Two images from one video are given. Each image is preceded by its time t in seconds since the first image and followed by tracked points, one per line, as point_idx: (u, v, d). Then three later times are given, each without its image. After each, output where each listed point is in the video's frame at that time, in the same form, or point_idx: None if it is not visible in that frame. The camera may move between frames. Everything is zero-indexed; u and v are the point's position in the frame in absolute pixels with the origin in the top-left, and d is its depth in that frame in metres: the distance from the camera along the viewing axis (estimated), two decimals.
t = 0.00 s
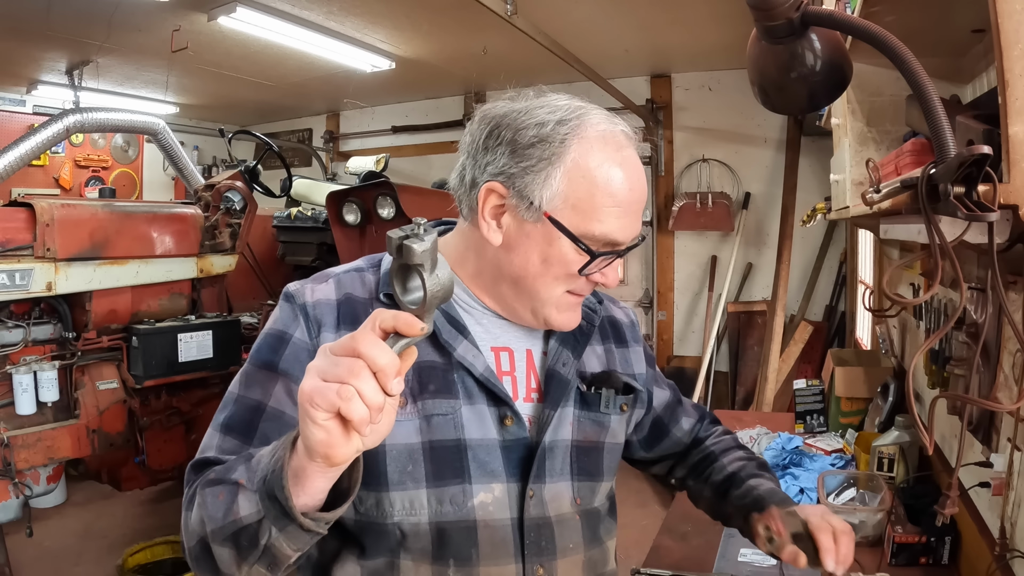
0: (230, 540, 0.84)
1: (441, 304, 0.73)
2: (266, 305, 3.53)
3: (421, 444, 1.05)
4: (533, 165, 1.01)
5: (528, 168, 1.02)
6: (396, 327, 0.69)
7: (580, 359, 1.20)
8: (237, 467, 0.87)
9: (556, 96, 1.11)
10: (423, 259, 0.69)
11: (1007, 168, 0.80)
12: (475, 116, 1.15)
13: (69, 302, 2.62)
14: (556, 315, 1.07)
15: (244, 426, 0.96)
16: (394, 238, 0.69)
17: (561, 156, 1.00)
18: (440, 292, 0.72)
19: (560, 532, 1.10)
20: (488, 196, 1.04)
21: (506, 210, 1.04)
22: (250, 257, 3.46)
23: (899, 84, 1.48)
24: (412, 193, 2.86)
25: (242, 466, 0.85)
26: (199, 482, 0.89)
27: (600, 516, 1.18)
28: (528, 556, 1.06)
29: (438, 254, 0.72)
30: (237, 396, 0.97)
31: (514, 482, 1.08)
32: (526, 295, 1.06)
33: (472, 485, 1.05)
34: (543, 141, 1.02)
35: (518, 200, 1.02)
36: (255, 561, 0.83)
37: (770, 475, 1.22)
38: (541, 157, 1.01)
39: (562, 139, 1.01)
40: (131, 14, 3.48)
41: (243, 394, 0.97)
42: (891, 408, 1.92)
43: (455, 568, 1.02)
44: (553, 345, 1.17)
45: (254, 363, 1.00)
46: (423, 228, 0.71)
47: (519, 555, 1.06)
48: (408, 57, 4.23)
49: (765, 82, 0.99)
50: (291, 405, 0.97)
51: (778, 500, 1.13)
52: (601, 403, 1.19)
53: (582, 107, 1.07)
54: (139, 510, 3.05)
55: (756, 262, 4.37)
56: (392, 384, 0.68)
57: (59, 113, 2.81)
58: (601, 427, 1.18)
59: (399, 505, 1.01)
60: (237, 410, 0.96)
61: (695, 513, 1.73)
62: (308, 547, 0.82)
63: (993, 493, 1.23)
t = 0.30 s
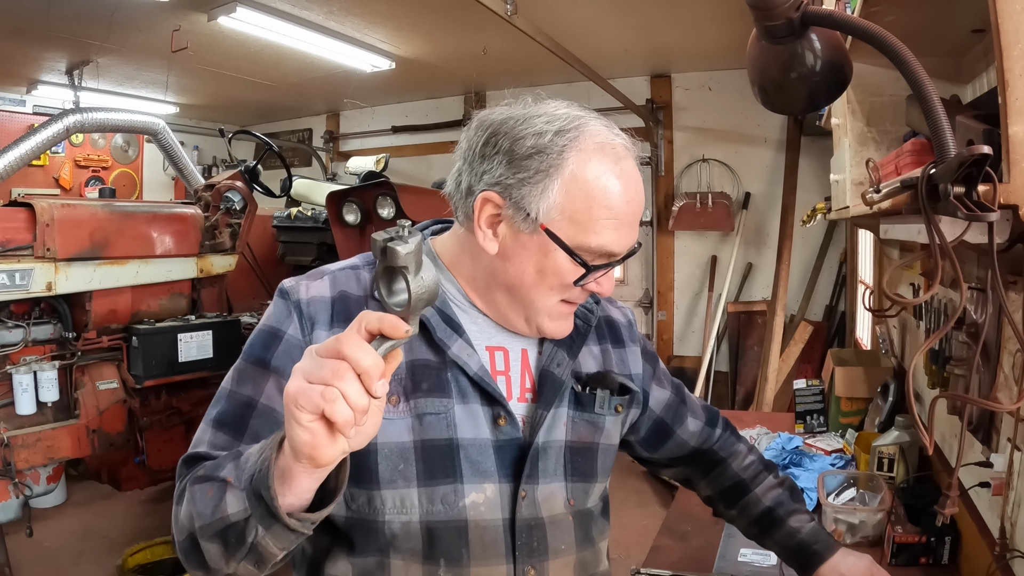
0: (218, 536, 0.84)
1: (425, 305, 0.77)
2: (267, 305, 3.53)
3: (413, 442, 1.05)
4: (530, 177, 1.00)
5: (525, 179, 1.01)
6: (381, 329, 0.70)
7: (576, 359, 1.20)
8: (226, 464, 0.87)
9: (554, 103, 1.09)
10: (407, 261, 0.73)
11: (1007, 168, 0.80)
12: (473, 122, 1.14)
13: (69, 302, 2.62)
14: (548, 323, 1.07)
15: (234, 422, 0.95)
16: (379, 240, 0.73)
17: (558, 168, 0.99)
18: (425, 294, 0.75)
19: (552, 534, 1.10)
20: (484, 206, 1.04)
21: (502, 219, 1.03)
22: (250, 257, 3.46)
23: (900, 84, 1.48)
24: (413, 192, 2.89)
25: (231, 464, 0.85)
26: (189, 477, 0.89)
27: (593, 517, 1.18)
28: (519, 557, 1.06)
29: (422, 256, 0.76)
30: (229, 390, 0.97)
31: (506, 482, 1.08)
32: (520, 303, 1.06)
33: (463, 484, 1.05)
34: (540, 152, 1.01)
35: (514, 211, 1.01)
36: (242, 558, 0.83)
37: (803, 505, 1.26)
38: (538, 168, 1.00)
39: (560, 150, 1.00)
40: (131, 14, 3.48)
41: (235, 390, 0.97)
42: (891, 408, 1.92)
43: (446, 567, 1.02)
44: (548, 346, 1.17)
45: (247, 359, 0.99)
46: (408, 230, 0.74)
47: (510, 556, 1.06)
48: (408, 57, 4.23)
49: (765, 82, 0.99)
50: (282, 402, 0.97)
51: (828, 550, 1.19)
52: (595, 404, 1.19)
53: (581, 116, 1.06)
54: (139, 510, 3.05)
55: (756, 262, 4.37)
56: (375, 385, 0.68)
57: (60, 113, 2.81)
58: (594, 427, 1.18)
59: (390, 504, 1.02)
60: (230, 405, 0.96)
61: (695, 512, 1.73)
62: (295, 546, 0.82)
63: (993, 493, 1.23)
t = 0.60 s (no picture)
0: (209, 546, 0.84)
1: (417, 324, 0.73)
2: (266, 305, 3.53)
3: (405, 447, 1.05)
4: (518, 175, 1.00)
5: (513, 178, 1.00)
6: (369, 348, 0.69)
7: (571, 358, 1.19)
8: (215, 475, 0.87)
9: (544, 101, 1.09)
10: (400, 280, 0.70)
11: (1007, 168, 0.80)
12: (463, 120, 1.13)
13: (69, 302, 2.62)
14: (538, 326, 1.06)
15: (225, 428, 0.95)
16: (372, 257, 0.70)
17: (546, 165, 0.99)
18: (417, 312, 0.72)
19: (548, 536, 1.09)
20: (472, 205, 1.03)
21: (490, 218, 1.03)
22: (250, 257, 3.46)
23: (900, 84, 1.48)
24: (412, 192, 2.90)
25: (221, 475, 0.85)
26: (180, 485, 0.90)
27: (591, 518, 1.18)
28: (514, 560, 1.06)
29: (416, 274, 0.73)
30: (220, 398, 0.97)
31: (501, 485, 1.08)
32: (511, 303, 1.06)
33: (458, 488, 1.04)
34: (528, 149, 1.00)
35: (501, 209, 1.00)
36: (233, 568, 0.83)
37: (756, 490, 1.27)
38: (525, 167, 1.00)
39: (548, 148, 0.99)
40: (131, 14, 3.48)
41: (226, 396, 0.97)
42: (891, 408, 1.92)
43: (441, 570, 1.02)
44: (542, 347, 1.16)
45: (238, 366, 0.99)
46: (402, 248, 0.72)
47: (505, 558, 1.06)
48: (408, 57, 4.23)
49: (765, 82, 0.99)
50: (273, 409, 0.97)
51: (772, 528, 1.18)
52: (592, 401, 1.18)
53: (570, 114, 1.05)
54: (139, 510, 3.05)
55: (756, 262, 4.37)
56: (362, 404, 0.68)
57: (60, 113, 2.81)
58: (592, 425, 1.18)
59: (384, 509, 1.01)
60: (220, 412, 0.95)
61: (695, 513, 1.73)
62: (285, 558, 0.82)
63: (993, 493, 1.23)
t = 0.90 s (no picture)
0: (200, 557, 0.84)
1: (409, 338, 0.74)
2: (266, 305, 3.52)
3: (401, 453, 1.03)
4: (491, 154, 0.99)
5: (486, 156, 0.99)
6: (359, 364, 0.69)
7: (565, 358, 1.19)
8: (206, 486, 0.87)
9: (543, 95, 1.08)
10: (391, 295, 0.70)
11: (1007, 168, 0.80)
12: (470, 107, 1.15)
13: (69, 302, 2.62)
14: (492, 322, 1.01)
15: (216, 436, 0.94)
16: (362, 273, 0.71)
17: (516, 147, 0.97)
18: (409, 328, 0.73)
19: (547, 538, 1.09)
20: (449, 180, 1.04)
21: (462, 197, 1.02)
22: (250, 257, 3.46)
23: (900, 84, 1.49)
24: (412, 192, 2.92)
25: (211, 487, 0.85)
26: (172, 494, 0.89)
27: (589, 518, 1.18)
28: (515, 562, 1.06)
29: (407, 290, 0.73)
30: (209, 406, 0.96)
31: (499, 488, 1.07)
32: (469, 291, 1.02)
33: (455, 492, 1.04)
34: (507, 131, 1.00)
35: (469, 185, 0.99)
36: None
37: (724, 518, 1.28)
38: (499, 147, 0.99)
39: (525, 130, 0.98)
40: (131, 14, 3.48)
41: (216, 403, 0.96)
42: (891, 408, 1.92)
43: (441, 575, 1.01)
44: (537, 346, 1.16)
45: (227, 373, 0.98)
46: (393, 262, 0.72)
47: (505, 561, 1.05)
48: (408, 57, 4.23)
49: (765, 82, 0.99)
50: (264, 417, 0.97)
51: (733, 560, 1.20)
52: (588, 400, 1.18)
53: (561, 107, 1.04)
54: (139, 510, 3.05)
55: (756, 262, 4.37)
56: (351, 420, 0.68)
57: (60, 113, 2.81)
58: (589, 424, 1.18)
59: (382, 515, 1.00)
60: (210, 420, 0.95)
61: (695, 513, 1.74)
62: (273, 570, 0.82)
63: (993, 493, 1.23)
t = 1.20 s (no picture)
0: (197, 564, 0.85)
1: (405, 348, 0.72)
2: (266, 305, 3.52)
3: (395, 452, 1.03)
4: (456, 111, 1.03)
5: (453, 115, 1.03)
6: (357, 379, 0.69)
7: (561, 357, 1.19)
8: (203, 492, 0.87)
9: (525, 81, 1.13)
10: (389, 308, 0.67)
11: (1007, 168, 0.80)
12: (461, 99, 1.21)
13: (69, 302, 2.62)
14: (446, 273, 0.96)
15: (213, 437, 0.94)
16: (357, 285, 0.66)
17: (477, 99, 1.00)
18: (407, 338, 0.71)
19: (542, 540, 1.09)
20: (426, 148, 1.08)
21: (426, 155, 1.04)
22: (250, 257, 3.45)
23: (900, 84, 1.48)
24: (412, 192, 2.90)
25: (208, 495, 0.86)
26: (169, 498, 0.90)
27: (586, 520, 1.18)
28: (509, 564, 1.06)
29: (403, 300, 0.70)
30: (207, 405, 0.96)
31: (493, 488, 1.07)
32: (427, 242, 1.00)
33: (449, 493, 1.03)
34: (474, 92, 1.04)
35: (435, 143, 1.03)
36: None
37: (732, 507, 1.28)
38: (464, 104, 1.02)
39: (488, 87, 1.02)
40: (131, 14, 3.48)
41: (213, 403, 0.96)
42: (891, 408, 1.92)
43: None
44: (532, 344, 1.16)
45: (224, 373, 0.98)
46: (389, 273, 0.69)
47: (499, 563, 1.05)
48: (408, 57, 4.23)
49: (765, 82, 0.99)
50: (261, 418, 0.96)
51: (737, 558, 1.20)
52: (585, 400, 1.18)
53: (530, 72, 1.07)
54: (139, 510, 3.05)
55: (756, 262, 4.37)
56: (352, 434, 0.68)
57: (60, 113, 2.81)
58: (586, 424, 1.18)
59: (374, 515, 0.99)
60: (207, 420, 0.95)
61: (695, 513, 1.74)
62: None
63: (993, 493, 1.23)
